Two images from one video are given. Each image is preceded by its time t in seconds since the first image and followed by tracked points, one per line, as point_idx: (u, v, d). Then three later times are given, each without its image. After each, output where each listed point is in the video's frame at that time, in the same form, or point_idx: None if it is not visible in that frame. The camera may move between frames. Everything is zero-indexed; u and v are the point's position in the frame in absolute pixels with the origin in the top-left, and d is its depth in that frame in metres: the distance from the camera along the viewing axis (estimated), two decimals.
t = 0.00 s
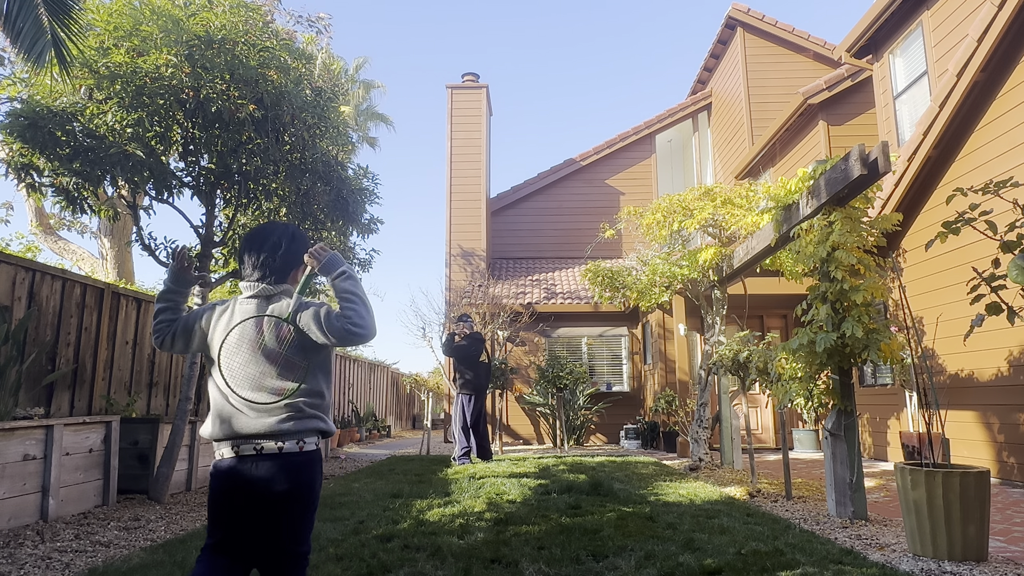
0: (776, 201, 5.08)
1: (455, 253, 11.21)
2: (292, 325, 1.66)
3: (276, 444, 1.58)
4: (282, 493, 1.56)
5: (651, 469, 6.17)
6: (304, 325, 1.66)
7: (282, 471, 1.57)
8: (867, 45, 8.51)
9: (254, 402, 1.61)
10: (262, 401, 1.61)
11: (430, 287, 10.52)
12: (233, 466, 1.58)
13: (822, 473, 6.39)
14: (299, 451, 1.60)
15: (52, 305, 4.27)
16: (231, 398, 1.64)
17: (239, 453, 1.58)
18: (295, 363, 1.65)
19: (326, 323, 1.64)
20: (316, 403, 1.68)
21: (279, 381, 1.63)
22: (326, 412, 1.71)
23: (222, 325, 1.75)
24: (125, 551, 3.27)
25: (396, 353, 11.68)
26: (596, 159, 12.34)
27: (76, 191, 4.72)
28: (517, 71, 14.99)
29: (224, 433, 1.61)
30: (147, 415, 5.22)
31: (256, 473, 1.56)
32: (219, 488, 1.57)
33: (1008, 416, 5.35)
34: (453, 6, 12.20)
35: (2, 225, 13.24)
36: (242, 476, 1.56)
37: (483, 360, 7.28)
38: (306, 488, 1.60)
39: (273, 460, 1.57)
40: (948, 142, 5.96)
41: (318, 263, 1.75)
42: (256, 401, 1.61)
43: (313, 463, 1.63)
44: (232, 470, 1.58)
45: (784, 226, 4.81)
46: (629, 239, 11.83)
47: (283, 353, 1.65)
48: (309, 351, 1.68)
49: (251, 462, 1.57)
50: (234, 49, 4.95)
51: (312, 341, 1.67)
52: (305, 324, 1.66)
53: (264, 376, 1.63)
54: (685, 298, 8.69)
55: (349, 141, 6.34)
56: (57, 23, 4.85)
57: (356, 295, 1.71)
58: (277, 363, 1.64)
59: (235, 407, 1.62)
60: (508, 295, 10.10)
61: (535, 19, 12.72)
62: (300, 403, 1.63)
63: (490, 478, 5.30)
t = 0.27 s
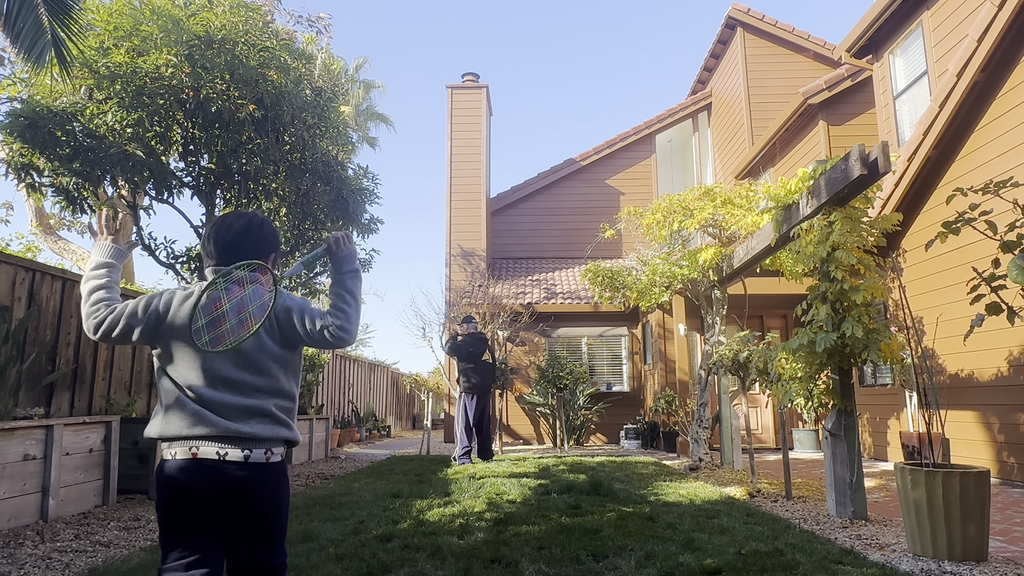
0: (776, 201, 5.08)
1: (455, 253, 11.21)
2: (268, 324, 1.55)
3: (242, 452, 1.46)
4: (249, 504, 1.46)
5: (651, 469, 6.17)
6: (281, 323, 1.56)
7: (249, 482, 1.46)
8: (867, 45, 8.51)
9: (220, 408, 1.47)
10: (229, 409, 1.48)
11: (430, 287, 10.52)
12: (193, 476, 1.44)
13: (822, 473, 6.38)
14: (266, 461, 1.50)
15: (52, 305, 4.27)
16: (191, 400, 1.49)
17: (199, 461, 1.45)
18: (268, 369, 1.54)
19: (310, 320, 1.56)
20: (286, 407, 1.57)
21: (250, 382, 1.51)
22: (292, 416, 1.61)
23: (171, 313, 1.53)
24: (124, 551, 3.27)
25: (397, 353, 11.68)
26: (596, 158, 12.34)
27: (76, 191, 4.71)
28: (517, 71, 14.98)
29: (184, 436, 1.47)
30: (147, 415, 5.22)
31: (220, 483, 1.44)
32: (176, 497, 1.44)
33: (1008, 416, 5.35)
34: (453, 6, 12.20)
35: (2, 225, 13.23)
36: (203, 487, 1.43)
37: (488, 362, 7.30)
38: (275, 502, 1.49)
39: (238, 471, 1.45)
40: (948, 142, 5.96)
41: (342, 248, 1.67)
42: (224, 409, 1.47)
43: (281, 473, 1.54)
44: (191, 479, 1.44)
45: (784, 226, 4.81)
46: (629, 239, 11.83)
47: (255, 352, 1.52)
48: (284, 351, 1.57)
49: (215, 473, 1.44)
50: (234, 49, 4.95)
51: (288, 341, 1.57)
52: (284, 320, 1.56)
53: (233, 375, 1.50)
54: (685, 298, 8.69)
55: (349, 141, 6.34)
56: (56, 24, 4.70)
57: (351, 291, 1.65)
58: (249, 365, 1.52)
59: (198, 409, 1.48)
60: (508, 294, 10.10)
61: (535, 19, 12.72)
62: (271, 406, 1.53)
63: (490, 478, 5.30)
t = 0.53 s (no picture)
0: (776, 201, 5.08)
1: (455, 253, 11.21)
2: (266, 316, 1.51)
3: (229, 444, 1.40)
4: (237, 504, 1.38)
5: (651, 469, 6.17)
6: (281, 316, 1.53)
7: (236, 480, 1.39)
8: (867, 45, 8.51)
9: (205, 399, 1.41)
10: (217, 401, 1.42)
11: (430, 287, 10.51)
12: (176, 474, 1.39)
13: (822, 473, 6.38)
14: (253, 453, 1.43)
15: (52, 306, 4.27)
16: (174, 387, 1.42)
17: (182, 458, 1.40)
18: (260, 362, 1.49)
19: (312, 319, 1.55)
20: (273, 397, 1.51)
21: (239, 373, 1.45)
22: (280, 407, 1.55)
23: (160, 295, 1.46)
24: (124, 551, 3.27)
25: (397, 353, 11.68)
26: (596, 159, 12.34)
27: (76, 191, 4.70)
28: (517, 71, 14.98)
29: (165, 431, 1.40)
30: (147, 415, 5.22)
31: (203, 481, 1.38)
32: (160, 500, 1.39)
33: (1008, 416, 5.35)
34: (453, 6, 12.20)
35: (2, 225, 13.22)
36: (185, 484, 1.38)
37: (493, 363, 7.29)
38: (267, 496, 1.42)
39: (221, 465, 1.39)
40: (948, 142, 5.96)
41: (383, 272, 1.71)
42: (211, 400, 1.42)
43: (272, 467, 1.46)
44: (174, 477, 1.39)
45: (784, 226, 4.81)
46: (629, 239, 11.83)
47: (248, 343, 1.47)
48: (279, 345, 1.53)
49: (198, 467, 1.39)
50: (234, 49, 4.94)
51: (285, 335, 1.53)
52: (281, 314, 1.53)
53: (225, 366, 1.44)
54: (685, 298, 8.68)
55: (349, 141, 6.33)
56: (56, 24, 4.54)
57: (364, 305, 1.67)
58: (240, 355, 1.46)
59: (182, 399, 1.42)
60: (508, 294, 10.10)
61: (535, 19, 12.71)
62: (257, 396, 1.47)
63: (490, 478, 5.30)
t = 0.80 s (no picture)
0: (776, 201, 5.08)
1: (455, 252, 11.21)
2: (272, 321, 1.36)
3: (206, 456, 1.27)
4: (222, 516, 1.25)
5: (651, 469, 6.17)
6: (288, 328, 1.38)
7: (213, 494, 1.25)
8: (867, 45, 8.51)
9: (196, 404, 1.29)
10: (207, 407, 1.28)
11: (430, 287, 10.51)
12: (157, 489, 1.28)
13: (822, 473, 6.38)
14: (236, 467, 1.27)
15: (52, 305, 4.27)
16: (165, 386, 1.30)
17: (162, 472, 1.28)
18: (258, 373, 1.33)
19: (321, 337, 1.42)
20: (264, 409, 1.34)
21: (233, 379, 1.31)
22: (280, 418, 1.37)
23: (166, 286, 1.37)
24: (125, 551, 3.27)
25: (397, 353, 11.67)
26: (596, 159, 12.34)
27: (77, 191, 4.71)
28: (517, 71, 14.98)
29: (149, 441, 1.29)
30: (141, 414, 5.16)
31: (180, 496, 1.25)
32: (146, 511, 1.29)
33: (1008, 416, 5.35)
34: (453, 6, 12.20)
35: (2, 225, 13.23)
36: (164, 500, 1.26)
37: (495, 364, 7.30)
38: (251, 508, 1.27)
39: (199, 478, 1.26)
40: (948, 142, 5.96)
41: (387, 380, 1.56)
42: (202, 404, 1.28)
43: (261, 482, 1.30)
44: (156, 493, 1.28)
45: (784, 226, 4.81)
46: (629, 239, 11.83)
47: (250, 348, 1.33)
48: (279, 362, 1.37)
49: (177, 483, 1.26)
50: (234, 49, 4.94)
51: (289, 352, 1.37)
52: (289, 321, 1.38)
53: (220, 369, 1.31)
54: (685, 298, 8.68)
55: (349, 141, 6.35)
56: (56, 24, 4.60)
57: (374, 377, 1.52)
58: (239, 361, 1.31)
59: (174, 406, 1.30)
60: (508, 294, 10.09)
61: (535, 19, 12.71)
62: (245, 407, 1.30)
63: (490, 478, 5.31)
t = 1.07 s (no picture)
0: (776, 201, 5.08)
1: (455, 253, 11.20)
2: (275, 307, 1.30)
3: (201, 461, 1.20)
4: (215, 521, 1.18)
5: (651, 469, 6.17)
6: (291, 320, 1.30)
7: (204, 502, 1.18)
8: (867, 45, 8.51)
9: (192, 400, 1.24)
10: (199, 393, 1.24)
11: (430, 287, 10.53)
12: (148, 493, 1.21)
13: (822, 473, 6.38)
14: (233, 474, 1.20)
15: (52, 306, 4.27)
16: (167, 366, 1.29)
17: (154, 476, 1.22)
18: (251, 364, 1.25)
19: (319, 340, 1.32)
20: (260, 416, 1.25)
21: (227, 379, 1.24)
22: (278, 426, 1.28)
23: (176, 270, 1.35)
24: (125, 551, 3.27)
25: (397, 353, 11.67)
26: (596, 158, 12.34)
27: (77, 191, 4.72)
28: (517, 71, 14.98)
29: (143, 427, 1.26)
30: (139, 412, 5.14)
31: (172, 503, 1.19)
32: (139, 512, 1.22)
33: (1008, 416, 5.35)
34: (453, 6, 12.20)
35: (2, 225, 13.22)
36: (155, 505, 1.20)
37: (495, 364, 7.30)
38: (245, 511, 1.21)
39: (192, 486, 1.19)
40: (948, 141, 5.95)
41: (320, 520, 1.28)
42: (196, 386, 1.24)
43: (261, 488, 1.24)
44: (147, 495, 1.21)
45: (784, 226, 4.81)
46: (629, 239, 11.83)
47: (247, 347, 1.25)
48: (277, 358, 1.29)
49: (169, 488, 1.20)
50: (234, 49, 4.94)
51: (286, 354, 1.29)
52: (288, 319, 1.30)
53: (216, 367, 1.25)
54: (685, 298, 8.68)
55: (349, 141, 6.35)
56: (57, 24, 4.51)
57: (326, 468, 1.28)
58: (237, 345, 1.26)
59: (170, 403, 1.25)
60: (508, 294, 10.09)
61: (535, 19, 12.70)
62: (241, 414, 1.23)
63: (490, 478, 5.31)
